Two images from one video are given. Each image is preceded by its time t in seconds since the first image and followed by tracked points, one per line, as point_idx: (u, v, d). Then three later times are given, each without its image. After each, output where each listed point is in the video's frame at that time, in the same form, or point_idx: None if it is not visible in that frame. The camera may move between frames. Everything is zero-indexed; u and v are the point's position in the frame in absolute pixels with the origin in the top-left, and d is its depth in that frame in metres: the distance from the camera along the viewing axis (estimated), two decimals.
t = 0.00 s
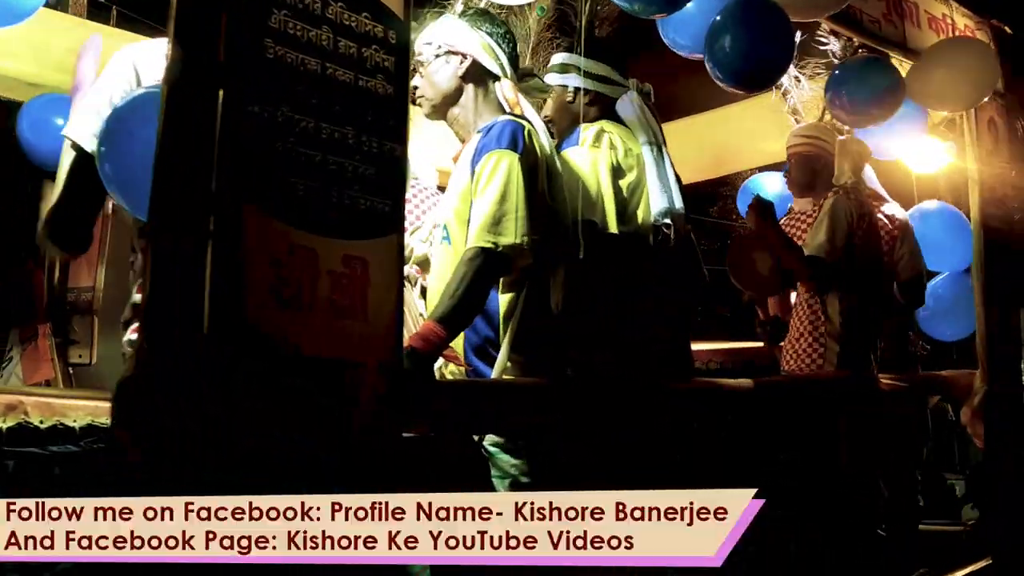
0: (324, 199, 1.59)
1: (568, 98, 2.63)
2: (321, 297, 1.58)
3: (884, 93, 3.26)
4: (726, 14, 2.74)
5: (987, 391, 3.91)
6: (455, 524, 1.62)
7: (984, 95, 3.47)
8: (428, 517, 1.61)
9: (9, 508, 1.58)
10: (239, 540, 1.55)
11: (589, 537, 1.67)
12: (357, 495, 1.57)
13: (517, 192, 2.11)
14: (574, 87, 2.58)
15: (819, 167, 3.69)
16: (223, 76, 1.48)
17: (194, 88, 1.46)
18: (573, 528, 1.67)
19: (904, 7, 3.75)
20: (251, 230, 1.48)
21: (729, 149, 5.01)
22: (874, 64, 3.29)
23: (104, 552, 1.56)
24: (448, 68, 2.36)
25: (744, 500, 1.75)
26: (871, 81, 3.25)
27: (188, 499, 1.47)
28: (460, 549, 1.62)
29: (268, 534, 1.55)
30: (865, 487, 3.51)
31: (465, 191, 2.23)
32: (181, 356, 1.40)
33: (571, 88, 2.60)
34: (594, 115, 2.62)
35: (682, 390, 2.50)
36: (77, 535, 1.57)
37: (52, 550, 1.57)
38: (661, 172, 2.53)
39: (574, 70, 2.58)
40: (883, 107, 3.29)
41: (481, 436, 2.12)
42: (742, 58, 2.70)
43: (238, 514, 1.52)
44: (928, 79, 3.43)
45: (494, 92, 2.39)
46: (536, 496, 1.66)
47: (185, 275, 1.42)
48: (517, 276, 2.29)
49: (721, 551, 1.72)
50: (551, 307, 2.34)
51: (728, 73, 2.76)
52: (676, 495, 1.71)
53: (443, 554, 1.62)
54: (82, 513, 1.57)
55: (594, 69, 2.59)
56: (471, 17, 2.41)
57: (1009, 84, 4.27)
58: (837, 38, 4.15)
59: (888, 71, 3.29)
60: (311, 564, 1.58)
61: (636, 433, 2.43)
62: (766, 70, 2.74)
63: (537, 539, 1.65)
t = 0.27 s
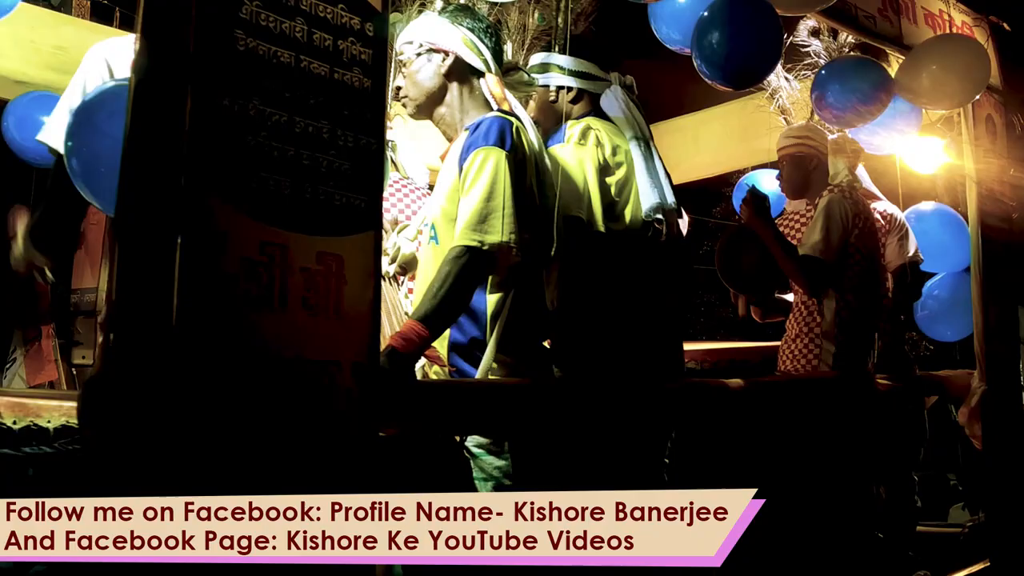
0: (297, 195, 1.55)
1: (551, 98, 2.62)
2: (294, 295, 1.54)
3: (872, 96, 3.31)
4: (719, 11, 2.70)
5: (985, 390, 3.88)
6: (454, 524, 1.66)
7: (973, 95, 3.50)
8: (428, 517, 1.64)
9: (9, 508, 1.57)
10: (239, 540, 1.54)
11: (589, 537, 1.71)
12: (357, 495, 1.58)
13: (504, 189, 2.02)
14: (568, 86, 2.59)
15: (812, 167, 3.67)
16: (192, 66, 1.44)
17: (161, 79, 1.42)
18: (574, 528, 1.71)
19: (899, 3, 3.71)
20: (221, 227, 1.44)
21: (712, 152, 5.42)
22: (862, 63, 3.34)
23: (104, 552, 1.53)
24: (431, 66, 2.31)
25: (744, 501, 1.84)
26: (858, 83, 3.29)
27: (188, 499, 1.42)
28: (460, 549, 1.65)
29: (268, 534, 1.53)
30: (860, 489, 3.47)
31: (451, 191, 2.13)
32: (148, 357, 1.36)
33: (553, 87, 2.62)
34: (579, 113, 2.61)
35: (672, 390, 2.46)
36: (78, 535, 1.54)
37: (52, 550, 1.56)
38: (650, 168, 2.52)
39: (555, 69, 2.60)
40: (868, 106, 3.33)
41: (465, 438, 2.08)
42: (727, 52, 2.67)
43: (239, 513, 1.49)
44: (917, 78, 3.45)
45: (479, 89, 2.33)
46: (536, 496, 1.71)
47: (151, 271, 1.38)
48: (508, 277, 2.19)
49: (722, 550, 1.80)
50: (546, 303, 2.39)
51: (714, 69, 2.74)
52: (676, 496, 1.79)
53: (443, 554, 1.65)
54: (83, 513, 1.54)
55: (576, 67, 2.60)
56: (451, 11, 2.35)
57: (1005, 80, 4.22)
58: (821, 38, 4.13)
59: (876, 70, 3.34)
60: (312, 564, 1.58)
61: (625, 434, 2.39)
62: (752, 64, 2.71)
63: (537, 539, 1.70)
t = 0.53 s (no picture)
0: (270, 189, 1.51)
1: (539, 96, 2.59)
2: (267, 292, 1.51)
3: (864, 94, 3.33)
4: (709, 5, 2.66)
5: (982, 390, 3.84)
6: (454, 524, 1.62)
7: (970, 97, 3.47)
8: (428, 517, 1.61)
9: (9, 508, 1.49)
10: (239, 540, 1.49)
11: (589, 537, 1.68)
12: (357, 494, 1.56)
13: (483, 183, 2.04)
14: (555, 84, 2.56)
15: (806, 163, 3.63)
16: (161, 56, 1.40)
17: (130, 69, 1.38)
18: (573, 528, 1.68)
19: None
20: (190, 221, 1.41)
21: (704, 148, 5.41)
22: (859, 60, 3.36)
23: (104, 552, 1.44)
24: (407, 62, 2.36)
25: (745, 501, 1.81)
26: (850, 81, 3.32)
27: (188, 499, 1.40)
28: (460, 550, 1.62)
29: (268, 534, 1.49)
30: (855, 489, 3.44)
31: (430, 186, 2.15)
32: (115, 355, 1.33)
33: (540, 86, 2.59)
34: (568, 109, 2.57)
35: (660, 389, 2.42)
36: (77, 535, 1.45)
37: (52, 550, 1.48)
38: (638, 161, 2.49)
39: (541, 66, 2.59)
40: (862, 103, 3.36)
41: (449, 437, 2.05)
42: (719, 51, 2.63)
43: (239, 513, 1.46)
44: (915, 79, 3.41)
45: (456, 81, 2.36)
46: (536, 496, 1.67)
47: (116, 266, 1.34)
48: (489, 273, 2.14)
49: (722, 550, 1.77)
50: (523, 297, 2.31)
51: (707, 67, 2.70)
52: (676, 496, 1.76)
53: (443, 554, 1.62)
54: (82, 514, 1.42)
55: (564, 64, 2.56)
56: (426, 6, 2.42)
57: (1002, 76, 4.18)
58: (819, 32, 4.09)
59: (873, 69, 3.36)
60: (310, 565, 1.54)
61: (613, 434, 2.36)
62: (745, 62, 2.67)
63: (537, 539, 1.66)
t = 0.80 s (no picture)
0: (241, 183, 1.48)
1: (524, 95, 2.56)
2: (238, 289, 1.47)
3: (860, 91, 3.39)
4: None
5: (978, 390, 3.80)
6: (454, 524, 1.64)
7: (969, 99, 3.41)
8: (428, 517, 1.63)
9: (9, 508, 1.49)
10: (239, 540, 1.52)
11: (589, 537, 1.68)
12: (356, 495, 1.59)
13: (469, 179, 2.00)
14: (541, 82, 2.54)
15: (800, 161, 3.59)
16: (129, 47, 1.37)
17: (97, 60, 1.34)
18: (573, 528, 1.68)
19: None
20: (158, 216, 1.38)
21: (699, 146, 5.37)
22: (859, 56, 3.42)
23: (104, 552, 1.49)
24: (389, 61, 2.33)
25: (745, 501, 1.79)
26: (847, 77, 3.37)
27: (188, 499, 1.44)
28: (460, 549, 1.64)
29: (268, 534, 1.52)
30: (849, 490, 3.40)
31: (415, 183, 2.08)
32: (77, 353, 1.29)
33: (525, 84, 2.56)
34: (555, 105, 2.55)
35: (648, 390, 2.39)
36: (77, 536, 1.48)
37: (52, 550, 1.50)
38: (624, 156, 2.45)
39: (525, 64, 2.55)
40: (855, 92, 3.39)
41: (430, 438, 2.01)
42: (711, 47, 2.59)
43: (239, 513, 1.49)
44: (914, 77, 3.35)
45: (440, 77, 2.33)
46: (536, 496, 1.67)
47: (82, 262, 1.31)
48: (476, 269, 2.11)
49: (721, 550, 1.76)
50: (515, 294, 2.23)
51: (698, 64, 2.66)
52: (676, 495, 1.75)
53: (443, 554, 1.63)
54: (81, 514, 1.44)
55: (552, 61, 2.54)
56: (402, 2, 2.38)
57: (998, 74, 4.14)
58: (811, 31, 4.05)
59: (875, 67, 3.42)
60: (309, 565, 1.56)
61: (600, 435, 2.32)
62: (737, 59, 2.63)
63: (537, 539, 1.66)
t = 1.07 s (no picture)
0: (212, 178, 1.44)
1: (511, 90, 2.52)
2: (209, 286, 1.43)
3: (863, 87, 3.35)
4: None
5: (978, 391, 3.75)
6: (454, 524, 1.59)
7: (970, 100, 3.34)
8: (428, 517, 1.58)
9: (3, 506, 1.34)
10: (239, 540, 1.46)
11: (589, 537, 1.63)
12: (356, 495, 1.56)
13: (452, 178, 1.96)
14: (529, 78, 2.49)
15: (795, 158, 3.55)
16: (96, 37, 1.34)
17: (62, 51, 1.30)
18: (573, 528, 1.63)
19: None
20: (125, 211, 1.34)
21: (697, 145, 5.34)
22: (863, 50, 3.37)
23: (104, 552, 1.39)
24: (376, 53, 2.31)
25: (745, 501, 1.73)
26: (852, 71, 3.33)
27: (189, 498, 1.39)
28: (460, 550, 1.59)
29: (269, 534, 1.47)
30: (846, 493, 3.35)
31: (397, 178, 2.05)
32: (40, 351, 1.25)
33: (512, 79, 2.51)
34: (543, 103, 2.52)
35: (638, 391, 2.34)
36: (78, 535, 1.38)
37: (52, 551, 1.38)
38: (612, 155, 2.43)
39: (513, 60, 2.50)
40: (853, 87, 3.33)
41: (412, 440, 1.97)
42: (706, 49, 2.52)
43: (240, 513, 1.44)
44: (915, 76, 3.30)
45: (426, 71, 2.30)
46: (536, 496, 1.62)
47: (45, 258, 1.27)
48: (462, 267, 2.04)
49: (722, 550, 1.70)
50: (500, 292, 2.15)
51: (692, 65, 2.59)
52: (676, 495, 1.70)
53: (443, 554, 1.59)
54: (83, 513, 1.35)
55: (541, 57, 2.50)
56: None
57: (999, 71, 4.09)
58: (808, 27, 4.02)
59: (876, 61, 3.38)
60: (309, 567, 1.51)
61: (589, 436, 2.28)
62: (735, 58, 2.55)
63: (537, 538, 1.62)
